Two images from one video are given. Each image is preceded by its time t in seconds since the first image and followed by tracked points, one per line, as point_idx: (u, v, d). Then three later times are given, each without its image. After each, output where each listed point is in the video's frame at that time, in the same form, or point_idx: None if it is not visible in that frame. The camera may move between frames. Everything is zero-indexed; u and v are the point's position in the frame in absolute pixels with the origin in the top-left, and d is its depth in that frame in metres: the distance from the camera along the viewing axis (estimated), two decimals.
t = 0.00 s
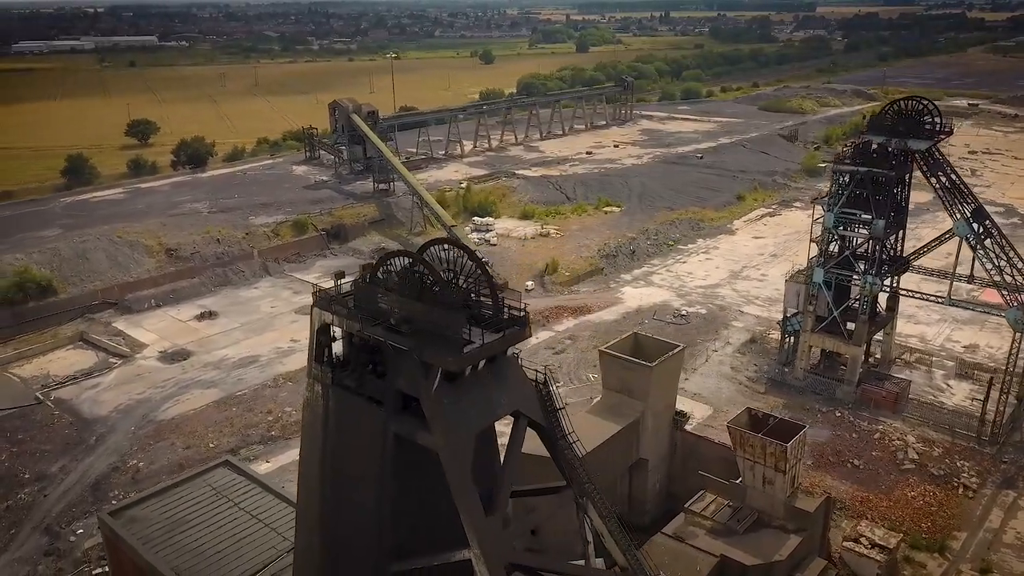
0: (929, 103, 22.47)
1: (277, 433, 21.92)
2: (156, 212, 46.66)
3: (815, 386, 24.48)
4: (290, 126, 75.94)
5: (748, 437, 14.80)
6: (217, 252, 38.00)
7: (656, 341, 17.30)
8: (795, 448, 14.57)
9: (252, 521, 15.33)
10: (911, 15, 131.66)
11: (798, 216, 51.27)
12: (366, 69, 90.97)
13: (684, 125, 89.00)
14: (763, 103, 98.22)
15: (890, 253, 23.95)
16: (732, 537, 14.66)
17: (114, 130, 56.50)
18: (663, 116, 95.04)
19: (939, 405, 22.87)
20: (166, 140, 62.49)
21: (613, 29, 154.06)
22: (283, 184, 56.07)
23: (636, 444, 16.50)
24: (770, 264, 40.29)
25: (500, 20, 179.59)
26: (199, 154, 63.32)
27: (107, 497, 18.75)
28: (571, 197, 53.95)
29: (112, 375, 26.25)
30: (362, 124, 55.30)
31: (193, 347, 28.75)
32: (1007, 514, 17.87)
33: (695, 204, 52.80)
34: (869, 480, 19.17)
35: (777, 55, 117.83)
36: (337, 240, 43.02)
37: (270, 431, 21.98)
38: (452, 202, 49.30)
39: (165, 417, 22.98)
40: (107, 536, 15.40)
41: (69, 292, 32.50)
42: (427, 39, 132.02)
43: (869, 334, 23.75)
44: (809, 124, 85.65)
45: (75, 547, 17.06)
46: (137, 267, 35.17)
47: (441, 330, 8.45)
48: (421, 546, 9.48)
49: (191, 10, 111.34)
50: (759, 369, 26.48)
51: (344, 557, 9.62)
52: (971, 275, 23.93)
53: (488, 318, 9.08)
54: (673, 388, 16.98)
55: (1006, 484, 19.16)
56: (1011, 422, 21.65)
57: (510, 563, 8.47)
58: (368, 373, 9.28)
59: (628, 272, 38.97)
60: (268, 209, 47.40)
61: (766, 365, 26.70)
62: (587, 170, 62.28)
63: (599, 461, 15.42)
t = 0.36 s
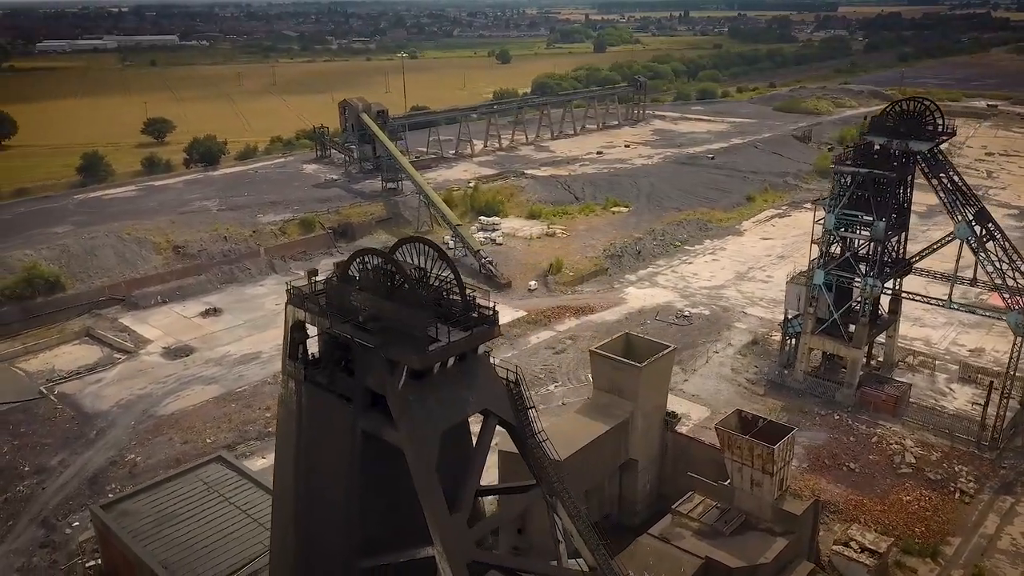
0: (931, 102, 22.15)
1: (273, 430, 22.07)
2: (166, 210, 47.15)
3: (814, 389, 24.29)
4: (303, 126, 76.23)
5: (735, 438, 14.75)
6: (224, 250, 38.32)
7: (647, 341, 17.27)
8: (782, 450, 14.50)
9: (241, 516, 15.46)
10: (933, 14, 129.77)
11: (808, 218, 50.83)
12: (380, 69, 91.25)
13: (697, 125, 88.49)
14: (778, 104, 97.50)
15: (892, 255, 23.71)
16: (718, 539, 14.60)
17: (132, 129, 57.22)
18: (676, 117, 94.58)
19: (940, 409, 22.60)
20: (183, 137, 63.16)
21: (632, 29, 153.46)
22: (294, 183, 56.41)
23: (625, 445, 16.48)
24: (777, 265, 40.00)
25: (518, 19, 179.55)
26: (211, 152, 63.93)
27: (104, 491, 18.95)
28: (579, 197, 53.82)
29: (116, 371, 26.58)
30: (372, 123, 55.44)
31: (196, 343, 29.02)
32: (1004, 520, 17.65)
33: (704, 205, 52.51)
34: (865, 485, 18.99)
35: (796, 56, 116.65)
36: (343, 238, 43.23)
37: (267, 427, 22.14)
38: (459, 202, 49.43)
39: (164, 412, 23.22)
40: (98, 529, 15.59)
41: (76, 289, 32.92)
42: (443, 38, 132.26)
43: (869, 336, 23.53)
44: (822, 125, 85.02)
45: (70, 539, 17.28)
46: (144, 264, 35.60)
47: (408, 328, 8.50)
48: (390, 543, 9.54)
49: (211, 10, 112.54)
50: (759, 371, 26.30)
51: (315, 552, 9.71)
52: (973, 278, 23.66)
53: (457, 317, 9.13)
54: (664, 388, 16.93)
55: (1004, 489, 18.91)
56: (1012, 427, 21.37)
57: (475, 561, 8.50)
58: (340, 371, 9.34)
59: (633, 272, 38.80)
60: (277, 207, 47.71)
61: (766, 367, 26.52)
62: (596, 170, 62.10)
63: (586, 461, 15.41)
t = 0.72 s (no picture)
0: (933, 104, 21.90)
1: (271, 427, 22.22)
2: (177, 207, 47.71)
3: (814, 392, 24.09)
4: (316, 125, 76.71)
5: (724, 440, 14.69)
6: (231, 247, 38.68)
7: (639, 342, 17.22)
8: (770, 453, 14.43)
9: (231, 511, 15.59)
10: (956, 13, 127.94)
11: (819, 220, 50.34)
12: (394, 68, 91.61)
13: (710, 126, 88.03)
14: (793, 104, 96.71)
15: (895, 257, 23.42)
16: (704, 541, 14.54)
17: (148, 127, 61.15)
18: (689, 117, 94.14)
19: (941, 413, 22.34)
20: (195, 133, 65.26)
21: (651, 28, 153.04)
22: (304, 181, 56.83)
23: (615, 446, 16.45)
24: (784, 267, 39.70)
25: (537, 19, 179.57)
26: (224, 151, 63.69)
27: (102, 485, 19.18)
28: (588, 197, 53.74)
29: (120, 366, 26.91)
30: (382, 123, 55.62)
31: (200, 340, 29.29)
32: (1000, 526, 17.44)
33: (713, 206, 52.23)
34: (860, 488, 18.83)
35: (816, 56, 115.45)
36: (350, 237, 43.47)
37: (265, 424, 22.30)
38: (467, 201, 49.56)
39: (165, 408, 23.47)
40: (92, 522, 15.79)
41: (84, 284, 33.34)
42: (460, 38, 132.69)
43: (870, 339, 23.28)
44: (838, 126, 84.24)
45: (67, 532, 17.50)
46: (152, 261, 36.03)
47: (377, 327, 8.57)
48: (358, 539, 9.58)
49: (232, 11, 114.49)
50: (759, 373, 26.13)
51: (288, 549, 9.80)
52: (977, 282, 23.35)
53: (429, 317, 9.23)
54: (655, 389, 16.88)
55: (1002, 495, 18.68)
56: (1013, 432, 21.09)
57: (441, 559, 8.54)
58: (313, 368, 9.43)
59: (638, 272, 38.63)
60: (285, 206, 48.08)
61: (767, 369, 26.33)
62: (605, 170, 61.95)
63: (574, 462, 15.39)
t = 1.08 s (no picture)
0: (937, 105, 21.66)
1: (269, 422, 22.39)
2: (189, 205, 48.22)
3: (816, 395, 23.87)
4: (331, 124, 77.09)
5: (712, 441, 14.64)
6: (239, 245, 39.05)
7: (631, 342, 17.21)
8: (758, 455, 14.35)
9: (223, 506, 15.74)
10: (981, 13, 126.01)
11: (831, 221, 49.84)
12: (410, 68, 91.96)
13: (724, 126, 87.44)
14: (810, 104, 95.84)
15: (899, 259, 23.17)
16: (690, 543, 14.46)
17: (165, 125, 62.94)
18: (704, 117, 93.60)
19: (943, 418, 22.07)
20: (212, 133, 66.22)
21: (671, 28, 152.46)
22: (315, 180, 57.19)
23: (605, 446, 16.42)
24: (792, 269, 39.38)
25: (557, 19, 179.37)
26: (237, 149, 64.30)
27: (101, 478, 19.43)
28: (597, 196, 53.63)
29: (125, 361, 27.25)
30: (393, 122, 55.79)
31: (205, 336, 29.59)
32: (997, 533, 17.23)
33: (724, 207, 51.89)
34: (856, 492, 18.66)
35: (837, 56, 114.11)
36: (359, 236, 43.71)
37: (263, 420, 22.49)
38: (476, 200, 49.64)
39: (167, 403, 23.72)
40: (86, 514, 16.01)
41: (94, 280, 33.82)
42: (479, 37, 132.98)
43: (872, 342, 23.02)
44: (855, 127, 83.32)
45: (64, 524, 17.75)
46: (161, 258, 36.45)
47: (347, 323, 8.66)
48: (330, 534, 9.66)
49: (253, 12, 115.79)
50: (760, 375, 25.95)
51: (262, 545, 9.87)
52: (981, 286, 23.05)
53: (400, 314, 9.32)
54: (647, 390, 16.84)
55: (1001, 502, 18.44)
56: (1015, 438, 20.82)
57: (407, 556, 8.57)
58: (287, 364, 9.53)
59: (644, 273, 38.43)
60: (296, 204, 48.43)
61: (769, 371, 26.13)
62: (616, 170, 61.76)
63: (563, 462, 15.39)
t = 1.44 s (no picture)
0: (938, 106, 21.38)
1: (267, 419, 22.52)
2: (199, 203, 48.70)
3: (816, 397, 23.68)
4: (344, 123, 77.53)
5: (700, 443, 14.59)
6: (247, 243, 39.39)
7: (623, 343, 17.19)
8: (745, 457, 14.29)
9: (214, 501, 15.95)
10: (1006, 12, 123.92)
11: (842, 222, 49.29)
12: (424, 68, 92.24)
13: (738, 127, 86.81)
14: (827, 105, 94.96)
15: (901, 261, 22.94)
16: (676, 545, 14.42)
17: (182, 125, 64.75)
18: (718, 117, 92.99)
19: (944, 422, 21.82)
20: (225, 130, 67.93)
21: (691, 28, 151.71)
22: (325, 178, 57.51)
23: (594, 445, 16.42)
24: (801, 271, 39.02)
25: (577, 18, 179.04)
26: (249, 148, 64.75)
27: (100, 471, 19.69)
28: (606, 197, 53.49)
29: (130, 357, 27.55)
30: (403, 122, 55.96)
31: (210, 333, 29.83)
32: (992, 539, 17.04)
33: (734, 208, 51.54)
34: (851, 496, 18.51)
35: (857, 56, 112.79)
36: (366, 234, 43.87)
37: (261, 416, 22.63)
38: (484, 200, 49.70)
39: (168, 398, 23.96)
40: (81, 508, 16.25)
41: (102, 277, 34.26)
42: (496, 38, 133.18)
43: (873, 344, 22.78)
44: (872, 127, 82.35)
45: (62, 516, 18.02)
46: (169, 255, 36.84)
47: (316, 322, 9.08)
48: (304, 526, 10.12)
49: (271, 14, 116.86)
50: (761, 377, 25.76)
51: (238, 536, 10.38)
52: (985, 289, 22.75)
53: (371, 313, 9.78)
54: (638, 390, 16.82)
55: (998, 508, 18.21)
56: (1016, 443, 20.55)
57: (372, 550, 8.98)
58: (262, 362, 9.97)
59: (650, 273, 38.21)
60: (305, 202, 48.75)
61: (770, 373, 25.92)
62: (626, 170, 61.53)
63: (550, 461, 15.41)
